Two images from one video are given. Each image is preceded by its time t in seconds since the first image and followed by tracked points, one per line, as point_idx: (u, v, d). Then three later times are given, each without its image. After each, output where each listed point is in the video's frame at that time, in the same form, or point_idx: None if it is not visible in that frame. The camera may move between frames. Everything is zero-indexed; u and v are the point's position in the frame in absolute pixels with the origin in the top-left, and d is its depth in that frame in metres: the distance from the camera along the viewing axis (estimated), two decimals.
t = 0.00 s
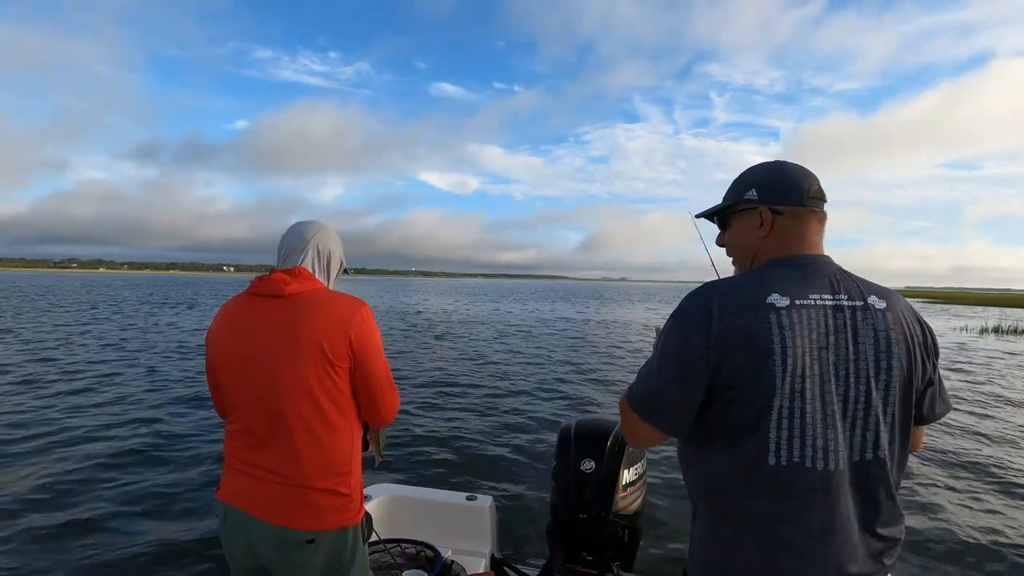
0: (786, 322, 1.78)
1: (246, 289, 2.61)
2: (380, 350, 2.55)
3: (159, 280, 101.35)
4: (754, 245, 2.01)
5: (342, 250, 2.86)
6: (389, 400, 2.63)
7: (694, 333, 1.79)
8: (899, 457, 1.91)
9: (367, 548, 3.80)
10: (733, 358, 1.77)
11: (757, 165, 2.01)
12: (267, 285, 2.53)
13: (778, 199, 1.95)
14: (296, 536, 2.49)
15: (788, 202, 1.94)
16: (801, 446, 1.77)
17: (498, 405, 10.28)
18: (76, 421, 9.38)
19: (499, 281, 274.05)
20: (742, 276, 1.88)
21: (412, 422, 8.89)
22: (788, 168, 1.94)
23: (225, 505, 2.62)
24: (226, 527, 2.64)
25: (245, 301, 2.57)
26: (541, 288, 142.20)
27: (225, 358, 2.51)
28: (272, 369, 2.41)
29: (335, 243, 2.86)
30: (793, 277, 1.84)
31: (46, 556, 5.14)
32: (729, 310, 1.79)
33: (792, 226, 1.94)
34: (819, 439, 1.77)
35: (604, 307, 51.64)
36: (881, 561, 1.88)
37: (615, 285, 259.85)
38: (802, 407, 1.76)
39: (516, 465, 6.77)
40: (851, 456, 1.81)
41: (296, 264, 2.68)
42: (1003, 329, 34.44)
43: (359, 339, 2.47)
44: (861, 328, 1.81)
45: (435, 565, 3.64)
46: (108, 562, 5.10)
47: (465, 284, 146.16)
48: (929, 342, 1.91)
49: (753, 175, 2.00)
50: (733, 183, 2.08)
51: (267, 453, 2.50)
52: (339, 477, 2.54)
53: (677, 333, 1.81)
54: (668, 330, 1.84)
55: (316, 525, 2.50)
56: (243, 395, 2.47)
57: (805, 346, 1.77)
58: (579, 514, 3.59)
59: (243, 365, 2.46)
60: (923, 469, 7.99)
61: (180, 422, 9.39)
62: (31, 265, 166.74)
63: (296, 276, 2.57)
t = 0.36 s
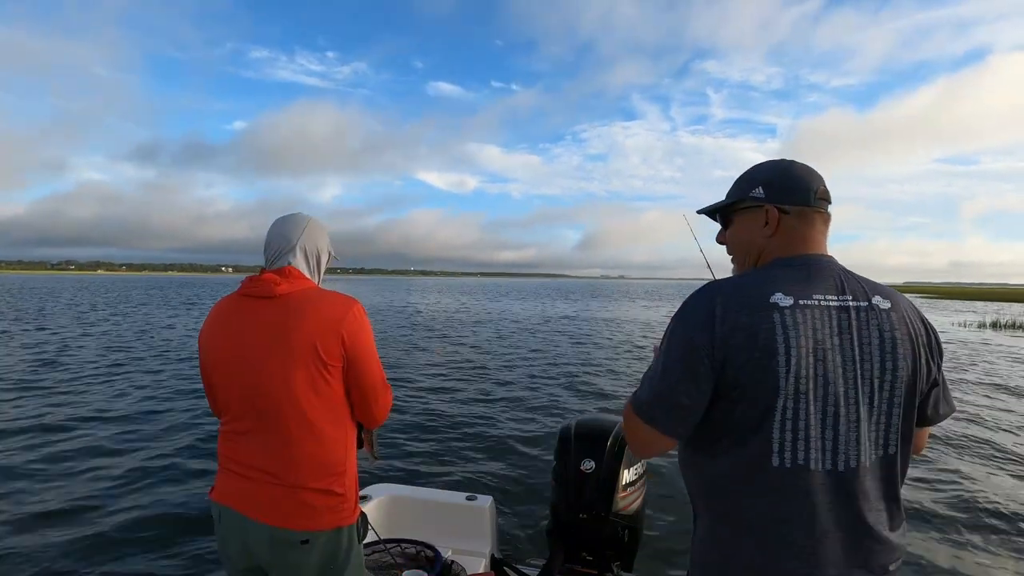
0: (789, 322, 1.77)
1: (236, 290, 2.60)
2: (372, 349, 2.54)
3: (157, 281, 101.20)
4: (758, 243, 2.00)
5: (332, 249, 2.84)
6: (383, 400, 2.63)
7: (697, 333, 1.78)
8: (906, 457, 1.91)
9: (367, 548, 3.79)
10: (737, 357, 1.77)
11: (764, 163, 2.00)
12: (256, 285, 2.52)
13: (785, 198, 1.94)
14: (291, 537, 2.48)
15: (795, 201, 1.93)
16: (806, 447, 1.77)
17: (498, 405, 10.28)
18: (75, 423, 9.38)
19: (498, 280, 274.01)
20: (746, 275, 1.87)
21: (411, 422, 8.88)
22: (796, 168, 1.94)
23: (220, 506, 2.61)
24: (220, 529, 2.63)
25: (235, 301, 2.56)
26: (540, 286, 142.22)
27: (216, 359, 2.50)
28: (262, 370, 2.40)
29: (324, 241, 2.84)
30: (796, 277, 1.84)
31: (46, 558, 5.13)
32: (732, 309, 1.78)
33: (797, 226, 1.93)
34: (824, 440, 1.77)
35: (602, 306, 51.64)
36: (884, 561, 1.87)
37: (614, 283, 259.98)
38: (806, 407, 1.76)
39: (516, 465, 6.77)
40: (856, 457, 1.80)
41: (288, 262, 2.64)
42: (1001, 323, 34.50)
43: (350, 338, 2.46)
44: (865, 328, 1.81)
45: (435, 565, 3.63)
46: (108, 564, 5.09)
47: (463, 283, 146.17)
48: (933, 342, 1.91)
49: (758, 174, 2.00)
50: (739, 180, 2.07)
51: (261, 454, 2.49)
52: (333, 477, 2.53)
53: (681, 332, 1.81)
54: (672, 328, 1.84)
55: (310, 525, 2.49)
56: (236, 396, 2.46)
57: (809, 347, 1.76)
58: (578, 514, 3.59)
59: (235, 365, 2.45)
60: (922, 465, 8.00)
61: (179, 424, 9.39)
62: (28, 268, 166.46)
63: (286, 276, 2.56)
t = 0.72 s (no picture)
0: (789, 323, 1.77)
1: (231, 290, 2.59)
2: (369, 349, 2.54)
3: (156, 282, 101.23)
4: (755, 244, 2.03)
5: (326, 248, 2.82)
6: (380, 400, 2.62)
7: (699, 332, 1.78)
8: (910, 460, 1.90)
9: (367, 548, 3.79)
10: (736, 356, 1.76)
11: (770, 161, 1.98)
12: (249, 285, 2.51)
13: (778, 200, 1.93)
14: (287, 537, 2.48)
15: (788, 203, 1.92)
16: (807, 448, 1.76)
17: (498, 404, 10.27)
18: (75, 425, 9.38)
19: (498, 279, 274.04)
20: (746, 274, 1.87)
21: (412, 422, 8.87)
22: (794, 169, 1.91)
23: (216, 507, 2.60)
24: (217, 529, 2.62)
25: (229, 302, 2.54)
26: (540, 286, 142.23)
27: (211, 359, 2.49)
28: (258, 370, 2.39)
29: (318, 240, 2.83)
30: (798, 278, 1.83)
31: (45, 561, 5.13)
32: (732, 310, 1.78)
33: (789, 229, 1.93)
34: (827, 440, 1.76)
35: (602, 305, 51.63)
36: (885, 563, 1.86)
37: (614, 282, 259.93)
38: (808, 408, 1.75)
39: (516, 464, 6.76)
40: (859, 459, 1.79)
41: (280, 262, 2.64)
42: (999, 322, 34.55)
43: (346, 337, 2.45)
44: (867, 330, 1.80)
45: (435, 565, 3.62)
46: (108, 566, 5.09)
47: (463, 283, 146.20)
48: (939, 343, 1.90)
49: (759, 174, 2.00)
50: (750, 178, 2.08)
51: (258, 455, 2.48)
52: (330, 477, 2.52)
53: (682, 331, 1.80)
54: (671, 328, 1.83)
55: (307, 526, 2.49)
56: (232, 397, 2.45)
57: (811, 348, 1.75)
58: (579, 514, 3.58)
59: (230, 366, 2.44)
60: (923, 464, 7.98)
61: (180, 425, 9.39)
62: (27, 269, 166.57)
63: (281, 276, 2.57)
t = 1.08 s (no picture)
0: (781, 321, 1.78)
1: (232, 291, 2.60)
2: (368, 348, 2.54)
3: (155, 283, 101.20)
4: (751, 244, 2.05)
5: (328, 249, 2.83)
6: (379, 400, 2.62)
7: (693, 330, 1.80)
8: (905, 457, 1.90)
9: (367, 548, 3.79)
10: (729, 354, 1.79)
11: (764, 162, 2.00)
12: (249, 286, 2.52)
13: (772, 200, 1.95)
14: (287, 537, 2.48)
15: (782, 204, 1.93)
16: (799, 445, 1.77)
17: (498, 406, 10.27)
18: (76, 426, 9.39)
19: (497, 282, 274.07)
20: (741, 273, 1.89)
21: (411, 424, 8.87)
22: (788, 169, 1.92)
23: (217, 507, 2.61)
24: (218, 529, 2.63)
25: (230, 302, 2.56)
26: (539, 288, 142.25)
27: (212, 359, 2.51)
28: (257, 370, 2.40)
29: (320, 240, 2.84)
30: (792, 276, 1.85)
31: (45, 561, 5.13)
32: (725, 309, 1.80)
33: (784, 230, 1.95)
34: (819, 437, 1.77)
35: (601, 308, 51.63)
36: (884, 563, 1.86)
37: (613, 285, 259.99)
38: (799, 405, 1.77)
39: (516, 465, 6.77)
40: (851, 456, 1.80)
41: (281, 262, 2.65)
42: (998, 327, 34.60)
43: (345, 337, 2.46)
44: (860, 328, 1.81)
45: (435, 565, 3.63)
46: (108, 567, 5.09)
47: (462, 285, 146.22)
48: (932, 341, 1.90)
49: (754, 175, 2.02)
50: (745, 178, 2.09)
51: (259, 456, 2.49)
52: (329, 478, 2.52)
53: (677, 329, 1.82)
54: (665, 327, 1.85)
55: (306, 526, 2.49)
56: (232, 397, 2.46)
57: (801, 345, 1.77)
58: (578, 514, 3.59)
59: (230, 366, 2.45)
60: (923, 467, 8.00)
61: (179, 426, 9.39)
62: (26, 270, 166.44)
63: (281, 276, 2.58)
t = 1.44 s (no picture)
0: (782, 324, 1.79)
1: (235, 290, 2.61)
2: (371, 350, 2.53)
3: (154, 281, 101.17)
4: (746, 247, 2.06)
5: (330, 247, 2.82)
6: (382, 403, 2.61)
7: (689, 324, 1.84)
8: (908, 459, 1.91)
9: (367, 548, 3.80)
10: (732, 357, 1.80)
11: (755, 164, 2.00)
12: (252, 287, 2.53)
13: (767, 205, 1.95)
14: (287, 540, 2.49)
15: (775, 208, 1.94)
16: (799, 448, 1.79)
17: (497, 406, 10.28)
18: (77, 424, 9.41)
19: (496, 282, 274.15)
20: (742, 273, 1.91)
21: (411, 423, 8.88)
22: (781, 173, 1.93)
23: (218, 508, 2.63)
24: (219, 530, 2.64)
25: (233, 301, 2.57)
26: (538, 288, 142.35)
27: (214, 359, 2.51)
28: (259, 371, 2.41)
29: (323, 239, 2.83)
30: (793, 278, 1.86)
31: (46, 563, 5.14)
32: (727, 311, 1.82)
33: (779, 234, 1.96)
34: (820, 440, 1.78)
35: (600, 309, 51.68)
36: (884, 566, 1.87)
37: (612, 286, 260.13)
38: (800, 408, 1.78)
39: (515, 466, 6.78)
40: (851, 458, 1.81)
41: (282, 262, 2.66)
42: (995, 330, 34.71)
43: (347, 340, 2.44)
44: (861, 331, 1.82)
45: (435, 565, 3.64)
46: (109, 568, 5.10)
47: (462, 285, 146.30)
48: (934, 344, 1.91)
49: (747, 177, 2.02)
50: (736, 181, 2.09)
51: (260, 458, 2.50)
52: (331, 481, 2.53)
53: (674, 317, 1.87)
54: (666, 324, 1.88)
55: (307, 529, 2.50)
56: (234, 397, 2.47)
57: (802, 347, 1.78)
58: (579, 514, 3.60)
59: (232, 366, 2.46)
60: (922, 469, 8.02)
61: (180, 426, 9.41)
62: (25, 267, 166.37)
63: (282, 276, 2.56)
